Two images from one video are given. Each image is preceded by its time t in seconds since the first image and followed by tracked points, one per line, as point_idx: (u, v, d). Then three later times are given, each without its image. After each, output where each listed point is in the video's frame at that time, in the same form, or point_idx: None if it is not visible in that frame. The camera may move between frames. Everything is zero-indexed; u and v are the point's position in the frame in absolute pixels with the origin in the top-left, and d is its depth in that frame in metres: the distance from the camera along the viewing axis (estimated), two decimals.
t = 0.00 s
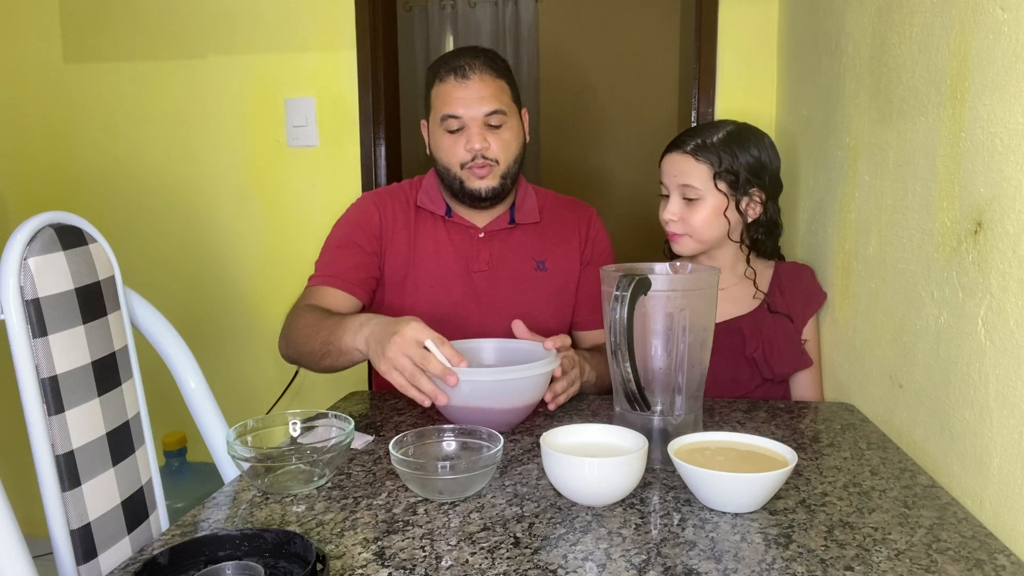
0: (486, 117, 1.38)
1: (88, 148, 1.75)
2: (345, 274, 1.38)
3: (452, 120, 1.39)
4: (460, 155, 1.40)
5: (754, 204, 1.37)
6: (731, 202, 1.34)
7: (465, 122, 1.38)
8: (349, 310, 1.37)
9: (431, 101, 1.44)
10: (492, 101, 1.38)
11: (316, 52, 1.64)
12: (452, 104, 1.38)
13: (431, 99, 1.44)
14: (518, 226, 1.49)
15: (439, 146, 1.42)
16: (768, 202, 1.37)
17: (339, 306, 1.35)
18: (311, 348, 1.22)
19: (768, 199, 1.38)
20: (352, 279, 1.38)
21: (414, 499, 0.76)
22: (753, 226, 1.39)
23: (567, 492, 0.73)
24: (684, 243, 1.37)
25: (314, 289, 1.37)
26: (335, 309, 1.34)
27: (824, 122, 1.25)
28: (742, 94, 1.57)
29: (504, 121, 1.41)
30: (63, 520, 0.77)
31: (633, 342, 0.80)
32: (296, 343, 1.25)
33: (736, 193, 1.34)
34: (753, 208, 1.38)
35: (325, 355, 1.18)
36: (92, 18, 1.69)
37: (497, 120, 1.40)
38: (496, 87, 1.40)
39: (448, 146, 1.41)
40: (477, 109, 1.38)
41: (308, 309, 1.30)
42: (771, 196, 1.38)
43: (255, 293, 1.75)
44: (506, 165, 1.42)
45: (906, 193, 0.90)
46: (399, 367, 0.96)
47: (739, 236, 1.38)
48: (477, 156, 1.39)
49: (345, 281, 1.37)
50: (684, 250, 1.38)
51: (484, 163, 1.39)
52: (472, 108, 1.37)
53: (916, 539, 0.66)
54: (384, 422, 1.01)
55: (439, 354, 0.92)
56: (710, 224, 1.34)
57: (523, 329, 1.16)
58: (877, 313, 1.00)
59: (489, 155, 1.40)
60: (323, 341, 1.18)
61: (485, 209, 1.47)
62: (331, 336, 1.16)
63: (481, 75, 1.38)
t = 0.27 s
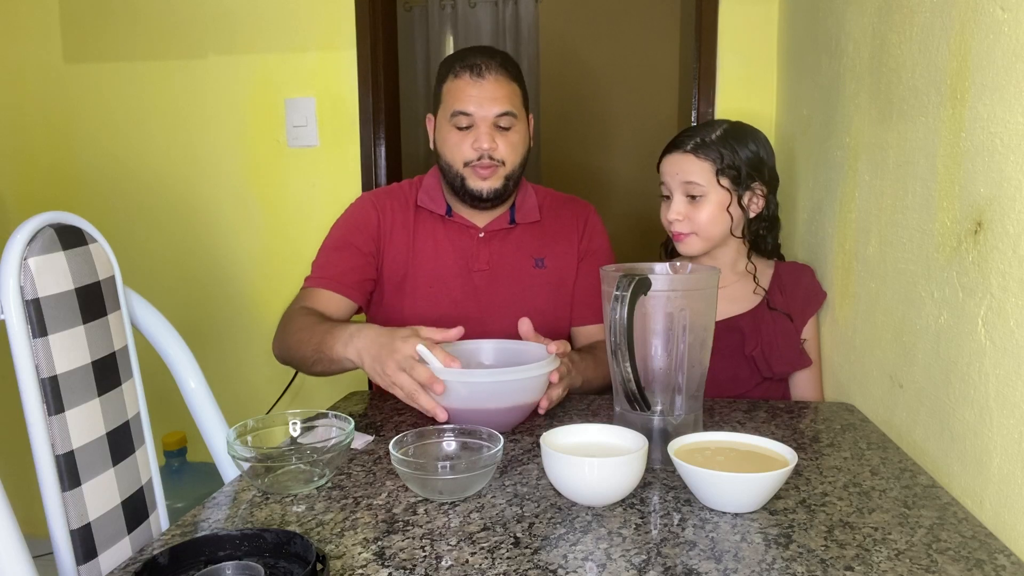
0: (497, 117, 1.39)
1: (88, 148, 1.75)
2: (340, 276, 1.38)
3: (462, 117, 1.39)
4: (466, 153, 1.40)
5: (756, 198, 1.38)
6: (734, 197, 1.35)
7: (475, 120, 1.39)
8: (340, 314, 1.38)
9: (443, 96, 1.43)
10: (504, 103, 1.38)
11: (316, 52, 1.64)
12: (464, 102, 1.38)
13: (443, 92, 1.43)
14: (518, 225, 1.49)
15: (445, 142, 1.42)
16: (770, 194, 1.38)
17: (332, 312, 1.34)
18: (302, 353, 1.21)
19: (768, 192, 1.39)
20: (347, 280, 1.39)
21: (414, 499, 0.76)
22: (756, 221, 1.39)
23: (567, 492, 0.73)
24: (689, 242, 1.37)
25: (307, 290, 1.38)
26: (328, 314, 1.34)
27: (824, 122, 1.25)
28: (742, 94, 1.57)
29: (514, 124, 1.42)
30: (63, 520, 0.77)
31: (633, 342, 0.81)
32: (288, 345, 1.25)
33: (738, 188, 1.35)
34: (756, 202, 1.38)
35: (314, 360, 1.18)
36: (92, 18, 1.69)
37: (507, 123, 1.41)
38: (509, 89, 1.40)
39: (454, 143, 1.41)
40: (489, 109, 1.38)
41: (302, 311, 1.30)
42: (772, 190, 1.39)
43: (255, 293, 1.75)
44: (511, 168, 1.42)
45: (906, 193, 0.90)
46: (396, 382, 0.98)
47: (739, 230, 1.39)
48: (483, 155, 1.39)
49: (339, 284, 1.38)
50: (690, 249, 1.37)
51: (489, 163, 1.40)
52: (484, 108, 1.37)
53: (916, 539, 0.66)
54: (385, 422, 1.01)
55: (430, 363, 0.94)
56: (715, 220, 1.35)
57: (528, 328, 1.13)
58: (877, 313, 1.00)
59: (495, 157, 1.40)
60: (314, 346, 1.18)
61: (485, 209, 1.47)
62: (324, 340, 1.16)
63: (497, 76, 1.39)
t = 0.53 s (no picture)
0: (505, 116, 1.39)
1: (88, 148, 1.75)
2: (332, 284, 1.39)
3: (471, 113, 1.39)
4: (471, 149, 1.40)
5: (761, 195, 1.39)
6: (739, 195, 1.35)
7: (482, 117, 1.39)
8: (328, 322, 1.40)
9: (450, 91, 1.43)
10: (513, 103, 1.39)
11: (316, 52, 1.64)
12: (473, 97, 1.38)
13: (451, 88, 1.43)
14: (517, 225, 1.49)
15: (450, 137, 1.42)
16: (774, 193, 1.39)
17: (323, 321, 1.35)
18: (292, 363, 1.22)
19: (772, 190, 1.40)
20: (339, 287, 1.40)
21: (414, 499, 0.76)
22: (759, 219, 1.39)
23: (567, 492, 0.73)
24: (696, 241, 1.36)
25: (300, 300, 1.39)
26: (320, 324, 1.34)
27: (824, 122, 1.25)
28: (742, 94, 1.57)
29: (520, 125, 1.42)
30: (63, 520, 0.77)
31: (634, 341, 0.80)
32: (280, 352, 1.25)
33: (742, 187, 1.35)
34: (760, 200, 1.39)
35: (304, 368, 1.19)
36: (92, 18, 1.69)
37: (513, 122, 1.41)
38: (518, 90, 1.41)
39: (459, 139, 1.41)
40: (498, 107, 1.39)
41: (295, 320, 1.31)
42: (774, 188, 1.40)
43: (255, 293, 1.75)
44: (514, 168, 1.42)
45: (906, 193, 0.90)
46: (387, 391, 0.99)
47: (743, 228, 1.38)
48: (489, 152, 1.39)
49: (331, 292, 1.39)
50: (697, 249, 1.36)
51: (494, 161, 1.40)
52: (493, 106, 1.38)
53: (916, 540, 0.66)
54: (384, 422, 1.01)
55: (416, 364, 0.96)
56: (720, 219, 1.34)
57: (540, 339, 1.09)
58: (877, 313, 1.00)
59: (500, 155, 1.40)
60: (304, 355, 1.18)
61: (486, 208, 1.47)
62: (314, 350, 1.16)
63: (508, 76, 1.40)
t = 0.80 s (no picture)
0: (506, 117, 1.39)
1: (88, 148, 1.75)
2: (333, 288, 1.40)
3: (472, 113, 1.39)
4: (471, 149, 1.40)
5: (760, 195, 1.39)
6: (739, 195, 1.35)
7: (484, 117, 1.39)
8: (332, 329, 1.40)
9: (451, 90, 1.43)
10: (514, 103, 1.39)
11: (316, 52, 1.64)
12: (475, 97, 1.38)
13: (452, 87, 1.43)
14: (517, 225, 1.49)
15: (451, 137, 1.42)
16: (774, 194, 1.39)
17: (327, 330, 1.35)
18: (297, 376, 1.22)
19: (772, 191, 1.40)
20: (341, 292, 1.40)
21: (414, 499, 0.76)
22: (758, 220, 1.39)
23: (567, 492, 0.73)
24: (695, 241, 1.36)
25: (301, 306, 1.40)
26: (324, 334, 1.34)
27: (824, 122, 1.25)
28: (742, 94, 1.57)
29: (520, 126, 1.43)
30: (63, 520, 0.77)
31: (633, 341, 0.80)
32: (284, 362, 1.25)
33: (742, 187, 1.35)
34: (759, 201, 1.39)
35: (310, 381, 1.19)
36: (92, 18, 1.69)
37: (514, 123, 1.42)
38: (519, 90, 1.41)
39: (459, 138, 1.41)
40: (499, 108, 1.39)
41: (297, 329, 1.32)
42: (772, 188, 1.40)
43: (255, 293, 1.75)
44: (514, 168, 1.43)
45: (906, 193, 0.90)
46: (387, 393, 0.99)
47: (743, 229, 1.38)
48: (489, 153, 1.39)
49: (332, 297, 1.39)
50: (696, 248, 1.36)
51: (494, 161, 1.40)
52: (494, 106, 1.38)
53: (916, 539, 0.66)
54: (384, 422, 1.01)
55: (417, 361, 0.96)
56: (719, 219, 1.34)
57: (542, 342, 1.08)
58: (877, 313, 1.00)
59: (500, 155, 1.40)
60: (310, 367, 1.19)
61: (486, 208, 1.47)
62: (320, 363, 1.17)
63: (510, 76, 1.40)
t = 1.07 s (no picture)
0: (508, 117, 1.40)
1: (88, 148, 1.75)
2: (335, 290, 1.40)
3: (473, 113, 1.39)
4: (472, 148, 1.40)
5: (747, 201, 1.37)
6: (724, 194, 1.35)
7: (486, 118, 1.39)
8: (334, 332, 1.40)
9: (453, 89, 1.43)
10: (516, 103, 1.39)
11: (316, 52, 1.64)
12: (477, 98, 1.38)
13: (454, 86, 1.43)
14: (516, 224, 1.49)
15: (452, 137, 1.43)
16: (763, 200, 1.36)
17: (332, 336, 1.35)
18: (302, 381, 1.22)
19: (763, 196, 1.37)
20: (342, 293, 1.40)
21: (414, 499, 0.76)
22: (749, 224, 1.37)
23: (567, 492, 0.73)
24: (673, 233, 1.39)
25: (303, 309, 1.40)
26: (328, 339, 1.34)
27: (824, 122, 1.25)
28: (742, 94, 1.57)
29: (522, 125, 1.43)
30: (63, 520, 0.77)
31: (633, 343, 0.81)
32: (286, 366, 1.26)
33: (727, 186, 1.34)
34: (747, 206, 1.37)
35: (315, 388, 1.19)
36: (92, 18, 1.69)
37: (516, 123, 1.42)
38: (521, 90, 1.41)
39: (461, 138, 1.41)
40: (501, 108, 1.39)
41: (300, 333, 1.32)
42: (766, 197, 1.36)
43: (255, 293, 1.75)
44: (517, 166, 1.43)
45: (906, 193, 0.90)
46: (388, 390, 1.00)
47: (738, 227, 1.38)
48: (491, 152, 1.39)
49: (334, 299, 1.39)
50: (679, 246, 1.39)
51: (497, 161, 1.40)
52: (496, 107, 1.38)
53: (916, 539, 0.66)
54: (384, 422, 1.01)
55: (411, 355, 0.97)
56: (701, 215, 1.35)
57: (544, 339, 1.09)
58: (877, 313, 1.00)
59: (502, 155, 1.41)
60: (315, 374, 1.19)
61: (486, 206, 1.47)
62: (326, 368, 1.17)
63: (511, 76, 1.40)
